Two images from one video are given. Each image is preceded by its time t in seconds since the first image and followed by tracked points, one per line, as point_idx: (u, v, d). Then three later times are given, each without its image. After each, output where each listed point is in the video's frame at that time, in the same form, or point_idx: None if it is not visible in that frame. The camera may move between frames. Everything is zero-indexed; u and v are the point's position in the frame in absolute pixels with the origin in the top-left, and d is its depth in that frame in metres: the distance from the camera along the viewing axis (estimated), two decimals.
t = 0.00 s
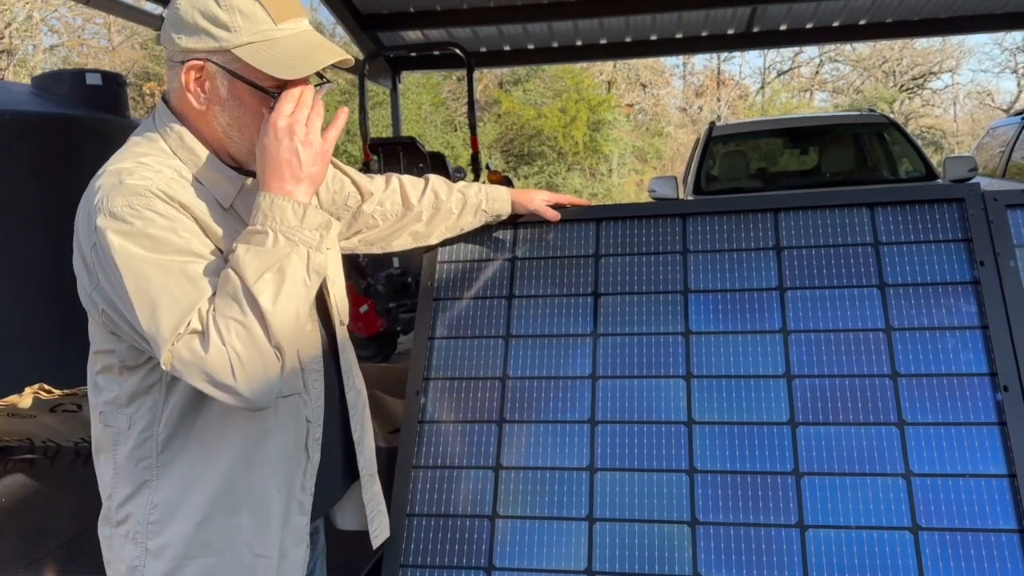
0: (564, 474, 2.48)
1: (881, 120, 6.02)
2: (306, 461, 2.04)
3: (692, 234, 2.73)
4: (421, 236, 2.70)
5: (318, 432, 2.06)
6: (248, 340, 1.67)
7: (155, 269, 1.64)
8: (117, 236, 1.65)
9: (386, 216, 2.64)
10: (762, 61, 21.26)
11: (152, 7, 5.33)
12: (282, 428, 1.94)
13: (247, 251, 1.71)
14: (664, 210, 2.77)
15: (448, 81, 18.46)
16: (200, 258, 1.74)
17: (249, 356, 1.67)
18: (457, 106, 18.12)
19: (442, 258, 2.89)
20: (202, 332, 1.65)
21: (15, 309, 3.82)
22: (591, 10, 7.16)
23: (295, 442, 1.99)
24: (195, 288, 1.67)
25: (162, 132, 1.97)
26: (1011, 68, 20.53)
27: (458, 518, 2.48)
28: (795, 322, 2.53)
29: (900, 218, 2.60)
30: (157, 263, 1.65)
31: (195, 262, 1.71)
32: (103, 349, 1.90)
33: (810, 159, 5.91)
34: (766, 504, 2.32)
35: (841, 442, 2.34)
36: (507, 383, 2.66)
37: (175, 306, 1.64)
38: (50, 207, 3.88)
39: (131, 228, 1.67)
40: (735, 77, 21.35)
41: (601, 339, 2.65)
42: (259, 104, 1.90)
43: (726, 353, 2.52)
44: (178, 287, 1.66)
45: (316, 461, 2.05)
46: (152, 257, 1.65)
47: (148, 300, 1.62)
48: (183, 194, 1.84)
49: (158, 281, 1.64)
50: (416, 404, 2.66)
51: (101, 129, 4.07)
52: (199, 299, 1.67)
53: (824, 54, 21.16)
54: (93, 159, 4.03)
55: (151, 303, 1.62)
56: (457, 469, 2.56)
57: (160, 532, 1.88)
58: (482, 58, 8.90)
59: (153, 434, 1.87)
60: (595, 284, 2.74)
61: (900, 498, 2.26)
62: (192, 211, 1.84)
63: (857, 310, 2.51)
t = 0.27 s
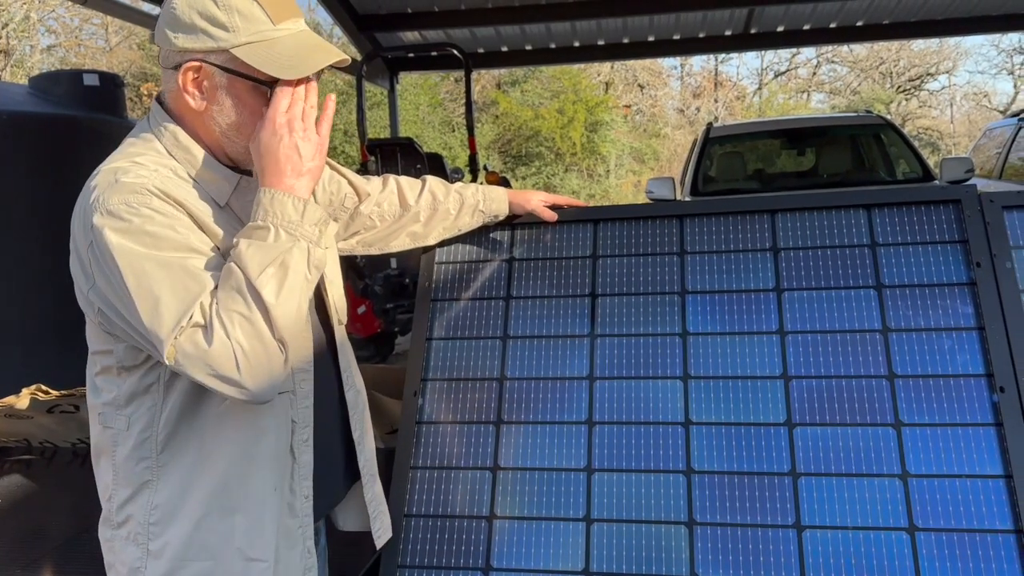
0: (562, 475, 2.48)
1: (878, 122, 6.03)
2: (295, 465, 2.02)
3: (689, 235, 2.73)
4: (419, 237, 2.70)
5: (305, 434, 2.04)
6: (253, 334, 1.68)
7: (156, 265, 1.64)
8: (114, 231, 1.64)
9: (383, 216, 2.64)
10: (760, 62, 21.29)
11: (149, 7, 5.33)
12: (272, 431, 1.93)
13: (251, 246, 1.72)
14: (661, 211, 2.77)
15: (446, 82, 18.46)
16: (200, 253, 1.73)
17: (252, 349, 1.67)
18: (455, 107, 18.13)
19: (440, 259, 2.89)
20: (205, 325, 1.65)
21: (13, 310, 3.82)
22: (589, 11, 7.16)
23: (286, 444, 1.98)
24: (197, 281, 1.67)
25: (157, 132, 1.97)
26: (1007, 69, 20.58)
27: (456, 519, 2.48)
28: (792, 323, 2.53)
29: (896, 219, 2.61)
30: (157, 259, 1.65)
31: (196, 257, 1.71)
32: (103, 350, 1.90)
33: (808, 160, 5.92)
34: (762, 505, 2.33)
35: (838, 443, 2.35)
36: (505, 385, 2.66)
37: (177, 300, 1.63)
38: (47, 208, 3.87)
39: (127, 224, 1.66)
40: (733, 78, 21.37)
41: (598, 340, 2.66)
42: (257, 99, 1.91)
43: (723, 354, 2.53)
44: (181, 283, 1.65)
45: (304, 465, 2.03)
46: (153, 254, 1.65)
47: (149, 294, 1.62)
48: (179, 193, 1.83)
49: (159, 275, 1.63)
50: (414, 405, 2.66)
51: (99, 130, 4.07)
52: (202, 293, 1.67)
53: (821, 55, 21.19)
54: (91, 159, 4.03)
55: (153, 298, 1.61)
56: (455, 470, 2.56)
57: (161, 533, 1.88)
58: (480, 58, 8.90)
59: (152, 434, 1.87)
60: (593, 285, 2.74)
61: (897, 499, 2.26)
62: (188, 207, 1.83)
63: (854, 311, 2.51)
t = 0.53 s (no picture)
0: (560, 476, 2.48)
1: (876, 123, 6.04)
2: (302, 463, 2.02)
3: (688, 236, 2.73)
4: (416, 235, 2.71)
5: (311, 433, 2.03)
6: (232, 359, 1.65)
7: (149, 278, 1.64)
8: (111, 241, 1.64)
9: (380, 217, 2.65)
10: (758, 64, 21.32)
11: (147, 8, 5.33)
12: (276, 431, 1.93)
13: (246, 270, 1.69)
14: (659, 212, 2.77)
15: (445, 83, 18.46)
16: (196, 264, 1.73)
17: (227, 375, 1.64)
18: (453, 108, 18.13)
19: (438, 260, 2.89)
20: (188, 343, 1.64)
21: (11, 311, 3.82)
22: (588, 12, 7.17)
23: (292, 444, 1.98)
24: (187, 299, 1.66)
25: (158, 132, 1.97)
26: (1005, 71, 20.62)
27: (454, 520, 2.48)
28: (789, 324, 2.54)
29: (894, 220, 2.62)
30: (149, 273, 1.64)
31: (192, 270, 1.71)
32: (102, 350, 1.90)
33: (805, 161, 5.92)
34: (760, 506, 2.33)
35: (836, 444, 2.35)
36: (503, 385, 2.66)
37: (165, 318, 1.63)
38: (45, 208, 3.87)
39: (126, 231, 1.66)
40: (731, 79, 21.40)
41: (597, 341, 2.65)
42: (256, 96, 1.91)
43: (721, 355, 2.53)
44: (172, 299, 1.65)
45: (312, 461, 2.03)
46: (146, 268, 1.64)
47: (141, 310, 1.62)
48: (180, 198, 1.81)
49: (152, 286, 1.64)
50: (412, 405, 2.66)
51: (98, 130, 4.07)
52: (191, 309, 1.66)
53: (819, 56, 21.23)
54: (89, 160, 4.03)
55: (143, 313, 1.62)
56: (453, 471, 2.55)
57: (160, 537, 1.88)
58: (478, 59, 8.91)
59: (149, 438, 1.87)
60: (591, 286, 2.74)
61: (895, 500, 2.27)
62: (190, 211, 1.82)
63: (853, 312, 2.51)
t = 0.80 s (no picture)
0: (560, 477, 2.48)
1: (875, 124, 6.05)
2: (298, 461, 2.03)
3: (687, 237, 2.73)
4: (415, 235, 2.71)
5: (309, 431, 2.06)
6: (193, 369, 1.56)
7: (139, 265, 1.63)
8: (105, 236, 1.64)
9: (380, 217, 2.66)
10: (757, 65, 21.35)
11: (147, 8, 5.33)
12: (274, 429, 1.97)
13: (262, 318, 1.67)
14: (659, 212, 2.78)
15: (444, 84, 18.47)
16: (187, 261, 1.69)
17: (181, 382, 1.54)
18: (452, 109, 18.13)
19: (438, 260, 2.89)
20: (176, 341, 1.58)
21: (10, 311, 3.81)
22: (587, 13, 7.18)
23: (289, 443, 2.00)
24: (180, 285, 1.62)
25: (158, 132, 1.97)
26: (1004, 72, 20.65)
27: (453, 521, 2.48)
28: (789, 325, 2.54)
29: (893, 222, 2.62)
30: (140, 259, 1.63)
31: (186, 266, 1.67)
32: (98, 350, 1.91)
33: (805, 162, 5.92)
34: (760, 506, 2.33)
35: (835, 445, 2.35)
36: (502, 386, 2.66)
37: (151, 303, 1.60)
38: (45, 209, 3.86)
39: (121, 227, 1.66)
40: (730, 80, 21.40)
41: (596, 342, 2.66)
42: (248, 97, 1.91)
43: (720, 356, 2.53)
44: (162, 285, 1.62)
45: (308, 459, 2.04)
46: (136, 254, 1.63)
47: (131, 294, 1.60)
48: (176, 197, 1.80)
49: (143, 279, 1.61)
50: (412, 406, 2.66)
51: (97, 130, 4.07)
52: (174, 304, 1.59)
53: (818, 58, 21.25)
54: (89, 160, 4.03)
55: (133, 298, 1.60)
56: (452, 471, 2.55)
57: (156, 539, 1.88)
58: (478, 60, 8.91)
59: (144, 440, 1.86)
60: (591, 287, 2.74)
61: (894, 501, 2.27)
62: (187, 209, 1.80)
63: (852, 314, 2.51)
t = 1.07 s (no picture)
0: (560, 477, 2.48)
1: (875, 125, 6.06)
2: (298, 469, 2.02)
3: (688, 238, 2.73)
4: (416, 234, 2.72)
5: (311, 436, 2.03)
6: (183, 387, 1.57)
7: (138, 276, 1.63)
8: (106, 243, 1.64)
9: (381, 216, 2.67)
10: (757, 66, 21.36)
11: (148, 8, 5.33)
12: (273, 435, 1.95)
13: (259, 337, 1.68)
14: (660, 213, 2.78)
15: (444, 84, 18.47)
16: (186, 273, 1.69)
17: (169, 399, 1.55)
18: (452, 109, 18.13)
19: (438, 261, 2.89)
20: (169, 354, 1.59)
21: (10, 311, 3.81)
22: (588, 13, 7.18)
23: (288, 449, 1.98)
24: (177, 298, 1.63)
25: (162, 135, 1.98)
26: (1004, 73, 20.67)
27: (453, 521, 2.48)
28: (790, 326, 2.53)
29: (894, 222, 2.62)
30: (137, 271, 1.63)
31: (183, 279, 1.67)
32: (96, 353, 1.91)
33: (805, 163, 5.92)
34: (760, 507, 2.33)
35: (835, 446, 2.35)
36: (502, 387, 2.66)
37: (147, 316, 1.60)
38: (45, 208, 3.86)
39: (122, 233, 1.66)
40: (731, 81, 21.40)
41: (596, 343, 2.66)
42: (253, 106, 1.91)
43: (721, 356, 2.53)
44: (158, 298, 1.62)
45: (307, 467, 2.03)
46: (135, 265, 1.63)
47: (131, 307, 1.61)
48: (178, 203, 1.80)
49: (141, 291, 1.61)
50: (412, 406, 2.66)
51: (98, 130, 4.07)
52: (169, 318, 1.59)
53: (818, 59, 21.26)
54: (89, 160, 4.03)
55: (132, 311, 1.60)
56: (452, 472, 2.55)
57: (149, 544, 1.88)
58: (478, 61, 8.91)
59: (141, 445, 1.87)
60: (591, 288, 2.74)
61: (895, 501, 2.27)
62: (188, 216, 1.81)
63: (853, 314, 2.51)
